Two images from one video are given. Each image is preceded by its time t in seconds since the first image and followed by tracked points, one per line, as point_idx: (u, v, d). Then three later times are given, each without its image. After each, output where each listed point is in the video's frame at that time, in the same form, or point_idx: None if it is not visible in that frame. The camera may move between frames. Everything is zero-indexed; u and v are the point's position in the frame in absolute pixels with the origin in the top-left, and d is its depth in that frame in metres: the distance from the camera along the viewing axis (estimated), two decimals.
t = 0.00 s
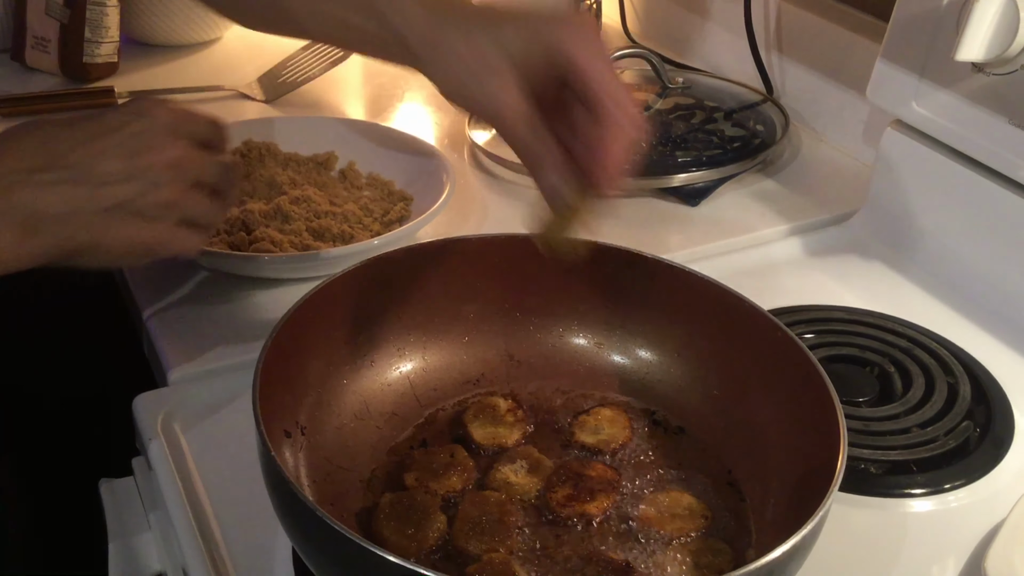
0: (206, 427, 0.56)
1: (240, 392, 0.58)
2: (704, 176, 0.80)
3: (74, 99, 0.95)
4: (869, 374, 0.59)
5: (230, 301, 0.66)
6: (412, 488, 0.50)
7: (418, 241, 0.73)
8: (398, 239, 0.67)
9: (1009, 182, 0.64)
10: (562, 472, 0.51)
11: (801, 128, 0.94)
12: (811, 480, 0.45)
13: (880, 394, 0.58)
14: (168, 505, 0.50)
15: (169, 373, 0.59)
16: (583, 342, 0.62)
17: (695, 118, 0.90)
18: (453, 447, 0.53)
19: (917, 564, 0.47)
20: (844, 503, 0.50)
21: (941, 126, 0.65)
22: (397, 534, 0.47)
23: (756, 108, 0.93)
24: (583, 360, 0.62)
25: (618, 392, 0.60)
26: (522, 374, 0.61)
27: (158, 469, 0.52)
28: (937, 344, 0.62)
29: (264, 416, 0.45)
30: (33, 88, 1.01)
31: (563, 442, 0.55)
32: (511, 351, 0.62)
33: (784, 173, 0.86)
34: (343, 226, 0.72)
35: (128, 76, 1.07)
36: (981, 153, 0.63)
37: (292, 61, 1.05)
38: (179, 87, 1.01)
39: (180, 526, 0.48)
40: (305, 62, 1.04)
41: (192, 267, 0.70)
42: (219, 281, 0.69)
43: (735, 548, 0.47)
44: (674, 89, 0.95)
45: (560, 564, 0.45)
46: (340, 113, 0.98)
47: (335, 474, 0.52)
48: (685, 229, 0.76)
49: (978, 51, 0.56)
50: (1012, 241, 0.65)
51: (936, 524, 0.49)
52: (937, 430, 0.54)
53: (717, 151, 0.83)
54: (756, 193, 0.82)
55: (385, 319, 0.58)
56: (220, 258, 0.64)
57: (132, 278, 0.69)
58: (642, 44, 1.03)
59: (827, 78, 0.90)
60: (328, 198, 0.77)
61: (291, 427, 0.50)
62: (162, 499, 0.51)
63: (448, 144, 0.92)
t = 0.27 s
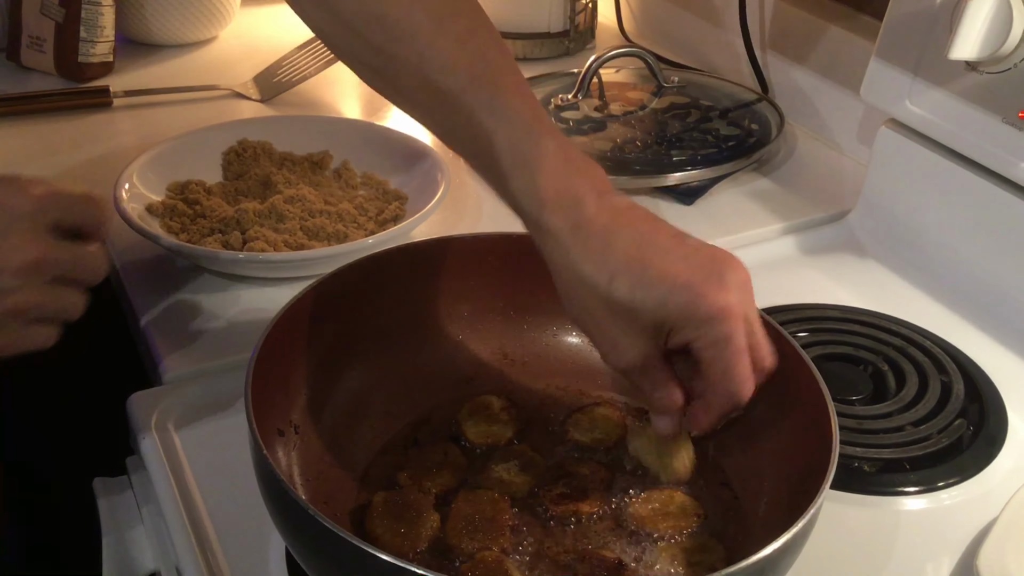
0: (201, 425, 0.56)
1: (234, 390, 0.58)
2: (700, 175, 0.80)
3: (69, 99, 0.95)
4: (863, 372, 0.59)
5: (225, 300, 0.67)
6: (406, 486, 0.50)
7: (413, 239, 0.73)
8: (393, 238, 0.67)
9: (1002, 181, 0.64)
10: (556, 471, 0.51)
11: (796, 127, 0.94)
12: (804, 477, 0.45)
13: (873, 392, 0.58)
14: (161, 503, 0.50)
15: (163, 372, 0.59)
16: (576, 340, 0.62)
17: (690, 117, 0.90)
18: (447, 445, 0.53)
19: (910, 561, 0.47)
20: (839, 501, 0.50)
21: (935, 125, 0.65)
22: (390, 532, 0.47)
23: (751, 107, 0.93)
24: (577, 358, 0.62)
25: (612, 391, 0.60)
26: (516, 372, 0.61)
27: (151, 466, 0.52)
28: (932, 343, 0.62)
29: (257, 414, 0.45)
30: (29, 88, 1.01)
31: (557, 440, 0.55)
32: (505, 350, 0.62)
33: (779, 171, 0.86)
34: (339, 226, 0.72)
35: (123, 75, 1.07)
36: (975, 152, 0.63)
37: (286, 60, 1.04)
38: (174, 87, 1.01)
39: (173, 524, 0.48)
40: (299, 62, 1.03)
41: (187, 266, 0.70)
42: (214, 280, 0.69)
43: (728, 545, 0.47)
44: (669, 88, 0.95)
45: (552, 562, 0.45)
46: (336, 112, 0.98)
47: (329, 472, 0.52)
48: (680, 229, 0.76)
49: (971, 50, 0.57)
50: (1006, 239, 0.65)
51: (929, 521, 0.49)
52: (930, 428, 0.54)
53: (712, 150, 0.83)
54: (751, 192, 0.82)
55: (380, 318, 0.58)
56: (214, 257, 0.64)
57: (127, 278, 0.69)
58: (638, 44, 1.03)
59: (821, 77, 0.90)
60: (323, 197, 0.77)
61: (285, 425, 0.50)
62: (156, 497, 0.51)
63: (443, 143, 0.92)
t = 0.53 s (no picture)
0: (200, 425, 0.56)
1: (232, 391, 0.58)
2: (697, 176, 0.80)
3: (67, 99, 0.95)
4: (859, 372, 0.60)
5: (223, 301, 0.67)
6: (404, 486, 0.50)
7: (411, 240, 0.73)
8: (391, 238, 0.67)
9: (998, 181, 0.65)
10: (553, 470, 0.51)
11: (794, 128, 0.94)
12: (800, 476, 0.45)
13: (870, 392, 0.59)
14: (160, 503, 0.50)
15: (161, 372, 0.59)
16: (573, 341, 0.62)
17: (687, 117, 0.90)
18: (444, 445, 0.54)
19: (906, 560, 0.47)
20: (835, 500, 0.51)
21: (931, 125, 0.65)
22: (388, 532, 0.47)
23: (749, 108, 0.93)
24: (574, 359, 0.62)
25: (609, 391, 0.60)
26: (513, 372, 0.62)
27: (149, 465, 0.52)
28: (928, 342, 0.62)
29: (255, 413, 0.45)
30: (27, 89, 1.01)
31: (554, 439, 0.55)
32: (502, 350, 0.62)
33: (776, 172, 0.86)
34: (336, 226, 0.72)
35: (122, 76, 1.07)
36: (971, 152, 0.63)
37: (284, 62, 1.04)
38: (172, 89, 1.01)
39: (171, 523, 0.49)
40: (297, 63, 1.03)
41: (186, 266, 0.70)
42: (212, 281, 0.69)
43: (725, 544, 0.47)
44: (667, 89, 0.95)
45: (550, 561, 0.46)
46: (335, 114, 0.98)
47: (327, 472, 0.52)
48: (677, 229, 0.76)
49: (967, 51, 0.57)
50: (1002, 239, 0.65)
51: (925, 520, 0.49)
52: (926, 427, 0.54)
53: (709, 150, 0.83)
54: (748, 192, 0.82)
55: (377, 318, 0.59)
56: (213, 258, 0.65)
57: (126, 280, 0.69)
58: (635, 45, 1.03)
59: (818, 77, 0.91)
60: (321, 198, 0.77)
61: (283, 425, 0.50)
62: (154, 497, 0.51)
63: (441, 144, 0.92)
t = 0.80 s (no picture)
0: (204, 427, 0.56)
1: (236, 393, 0.59)
2: (697, 179, 0.80)
3: (69, 103, 0.95)
4: (860, 374, 0.60)
5: (227, 304, 0.67)
6: (407, 488, 0.51)
7: (413, 243, 0.74)
8: (394, 241, 0.67)
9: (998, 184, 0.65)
10: (555, 472, 0.51)
11: (794, 131, 0.94)
12: (801, 477, 0.45)
13: (870, 394, 0.59)
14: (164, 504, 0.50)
15: (165, 375, 0.59)
16: (575, 343, 0.62)
17: (688, 121, 0.90)
18: (447, 447, 0.54)
19: (907, 561, 0.47)
20: (837, 502, 0.51)
21: (931, 128, 0.65)
22: (391, 533, 0.47)
23: (749, 110, 0.93)
24: (576, 361, 0.62)
25: (611, 393, 0.61)
26: (516, 374, 0.62)
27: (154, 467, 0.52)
28: (928, 345, 0.62)
29: (259, 416, 0.46)
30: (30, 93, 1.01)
31: (556, 441, 0.55)
32: (505, 352, 0.62)
33: (777, 175, 0.86)
34: (339, 229, 0.73)
35: (125, 80, 1.07)
36: (971, 155, 0.63)
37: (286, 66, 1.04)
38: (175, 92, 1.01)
39: (176, 524, 0.49)
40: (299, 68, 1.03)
41: (189, 269, 0.71)
42: (215, 284, 0.69)
43: (726, 545, 0.48)
44: (668, 92, 0.96)
45: (552, 562, 0.46)
46: (336, 117, 0.99)
47: (331, 474, 0.52)
48: (678, 232, 0.76)
49: (967, 54, 0.57)
50: (1002, 242, 0.65)
51: (925, 522, 0.50)
52: (927, 429, 0.54)
53: (710, 153, 0.83)
54: (749, 195, 0.82)
55: (379, 321, 0.59)
56: (216, 261, 0.65)
57: (130, 283, 0.69)
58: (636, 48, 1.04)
59: (819, 80, 0.91)
60: (324, 201, 0.77)
61: (287, 427, 0.50)
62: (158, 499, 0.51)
63: (443, 147, 0.92)
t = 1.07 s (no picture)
0: (211, 429, 0.56)
1: (242, 396, 0.59)
2: (701, 183, 0.81)
3: (75, 107, 0.96)
4: (864, 378, 0.60)
5: (233, 307, 0.67)
6: (414, 490, 0.51)
7: (418, 246, 0.74)
8: (399, 245, 0.68)
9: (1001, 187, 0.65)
10: (561, 474, 0.52)
11: (797, 135, 0.95)
12: (806, 480, 0.46)
13: (875, 397, 0.59)
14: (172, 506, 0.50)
15: (172, 378, 0.60)
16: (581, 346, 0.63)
17: (692, 124, 0.90)
18: (453, 450, 0.54)
19: (911, 563, 0.48)
20: (841, 504, 0.51)
21: (934, 132, 0.65)
22: (398, 536, 0.47)
23: (752, 114, 0.93)
24: (581, 364, 0.62)
25: (617, 396, 0.61)
26: (521, 377, 0.62)
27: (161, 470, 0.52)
28: (932, 348, 0.63)
29: (267, 419, 0.46)
30: (36, 97, 1.01)
31: (562, 444, 0.56)
32: (510, 355, 0.63)
33: (780, 178, 0.86)
34: (344, 233, 0.73)
35: (130, 84, 1.08)
36: (974, 159, 0.64)
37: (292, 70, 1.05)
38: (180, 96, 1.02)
39: (184, 526, 0.49)
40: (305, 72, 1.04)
41: (195, 273, 0.71)
42: (221, 287, 0.69)
43: (732, 547, 0.48)
44: (671, 96, 0.96)
45: (559, 564, 0.46)
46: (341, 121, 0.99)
47: (338, 476, 0.52)
48: (681, 235, 0.77)
49: (971, 58, 0.57)
50: (1005, 245, 0.66)
51: (930, 524, 0.50)
52: (931, 432, 0.54)
53: (714, 157, 0.83)
54: (753, 199, 0.83)
55: (386, 324, 0.59)
56: (223, 265, 0.65)
57: (136, 286, 0.69)
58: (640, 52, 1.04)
59: (822, 84, 0.91)
60: (329, 204, 0.78)
61: (294, 430, 0.51)
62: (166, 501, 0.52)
63: (447, 151, 0.93)
